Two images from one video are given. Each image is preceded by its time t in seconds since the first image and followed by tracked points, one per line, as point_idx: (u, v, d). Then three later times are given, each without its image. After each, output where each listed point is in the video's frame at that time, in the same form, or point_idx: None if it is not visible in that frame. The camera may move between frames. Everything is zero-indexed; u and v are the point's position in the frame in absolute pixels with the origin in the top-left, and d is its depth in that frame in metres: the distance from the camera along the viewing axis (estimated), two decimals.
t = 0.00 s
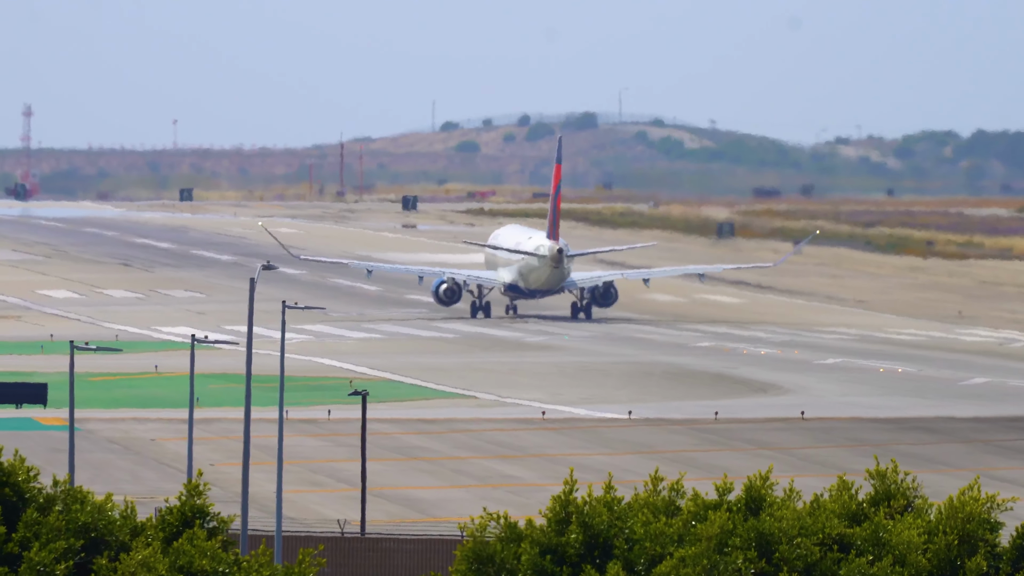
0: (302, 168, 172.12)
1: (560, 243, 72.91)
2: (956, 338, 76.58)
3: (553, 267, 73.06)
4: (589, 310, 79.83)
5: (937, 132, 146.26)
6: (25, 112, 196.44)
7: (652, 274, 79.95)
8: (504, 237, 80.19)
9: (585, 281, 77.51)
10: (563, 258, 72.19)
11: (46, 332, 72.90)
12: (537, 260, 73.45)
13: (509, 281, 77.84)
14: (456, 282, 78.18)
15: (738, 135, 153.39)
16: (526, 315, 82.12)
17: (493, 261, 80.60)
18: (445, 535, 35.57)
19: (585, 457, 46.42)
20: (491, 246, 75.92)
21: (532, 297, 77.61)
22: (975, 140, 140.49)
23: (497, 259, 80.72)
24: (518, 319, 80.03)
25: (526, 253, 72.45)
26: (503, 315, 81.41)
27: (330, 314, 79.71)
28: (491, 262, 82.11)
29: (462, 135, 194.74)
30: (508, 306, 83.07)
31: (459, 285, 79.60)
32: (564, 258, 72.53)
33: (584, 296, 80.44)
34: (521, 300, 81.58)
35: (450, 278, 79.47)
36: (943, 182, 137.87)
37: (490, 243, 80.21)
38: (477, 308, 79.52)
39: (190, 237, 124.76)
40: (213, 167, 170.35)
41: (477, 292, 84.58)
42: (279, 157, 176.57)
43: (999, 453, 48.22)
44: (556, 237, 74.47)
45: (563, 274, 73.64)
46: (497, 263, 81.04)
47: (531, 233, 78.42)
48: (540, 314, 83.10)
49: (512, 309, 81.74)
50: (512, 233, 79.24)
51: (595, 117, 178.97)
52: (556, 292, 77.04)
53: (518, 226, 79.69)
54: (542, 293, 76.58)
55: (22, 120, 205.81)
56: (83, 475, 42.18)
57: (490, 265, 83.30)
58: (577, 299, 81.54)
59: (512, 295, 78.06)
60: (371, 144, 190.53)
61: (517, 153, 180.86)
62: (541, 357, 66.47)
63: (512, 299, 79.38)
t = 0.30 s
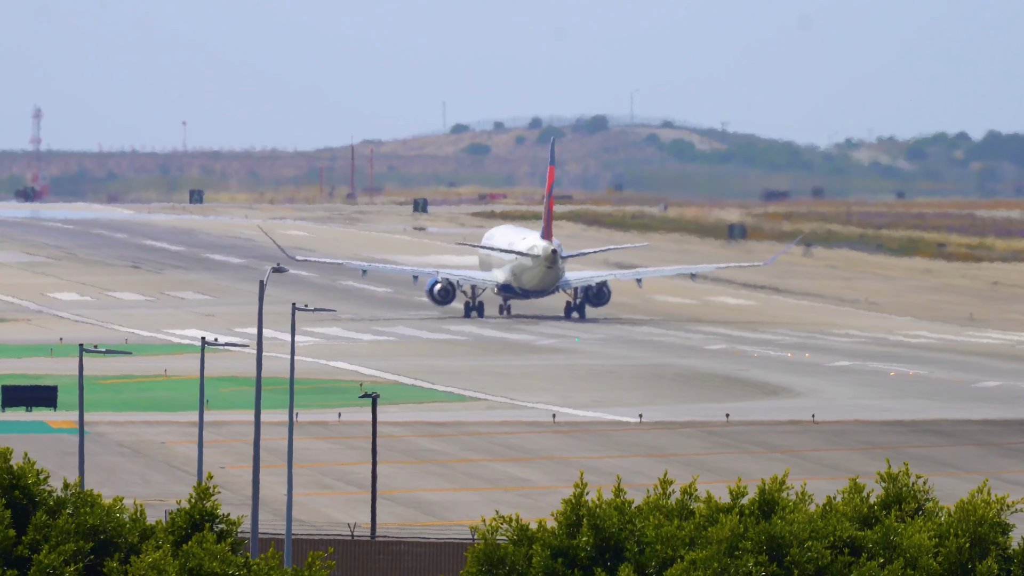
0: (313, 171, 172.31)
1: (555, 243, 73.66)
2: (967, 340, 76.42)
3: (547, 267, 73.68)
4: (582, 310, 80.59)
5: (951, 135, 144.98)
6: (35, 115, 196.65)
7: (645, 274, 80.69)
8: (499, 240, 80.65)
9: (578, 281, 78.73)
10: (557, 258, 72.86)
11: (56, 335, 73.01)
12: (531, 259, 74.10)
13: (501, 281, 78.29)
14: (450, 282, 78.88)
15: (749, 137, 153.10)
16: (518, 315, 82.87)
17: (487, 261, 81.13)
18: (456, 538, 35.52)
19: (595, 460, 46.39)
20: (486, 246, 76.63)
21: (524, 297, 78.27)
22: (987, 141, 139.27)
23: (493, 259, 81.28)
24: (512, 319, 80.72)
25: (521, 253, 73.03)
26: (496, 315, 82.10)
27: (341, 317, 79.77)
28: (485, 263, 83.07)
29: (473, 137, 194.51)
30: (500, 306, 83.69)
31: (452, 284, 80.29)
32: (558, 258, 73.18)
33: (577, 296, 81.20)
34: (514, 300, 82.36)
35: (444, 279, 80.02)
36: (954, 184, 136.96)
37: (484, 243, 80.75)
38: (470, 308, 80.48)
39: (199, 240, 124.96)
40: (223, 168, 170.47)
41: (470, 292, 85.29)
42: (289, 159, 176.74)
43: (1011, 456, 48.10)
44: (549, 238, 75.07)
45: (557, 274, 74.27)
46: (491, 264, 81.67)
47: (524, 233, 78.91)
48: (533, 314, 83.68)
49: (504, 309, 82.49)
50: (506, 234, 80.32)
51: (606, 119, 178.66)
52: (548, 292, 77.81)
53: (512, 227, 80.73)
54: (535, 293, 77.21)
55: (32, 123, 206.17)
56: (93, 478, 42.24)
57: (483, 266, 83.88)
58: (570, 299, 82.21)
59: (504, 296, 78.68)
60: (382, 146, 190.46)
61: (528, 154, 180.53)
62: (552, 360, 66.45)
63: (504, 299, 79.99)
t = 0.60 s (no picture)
0: (322, 173, 172.47)
1: (544, 244, 73.97)
2: (976, 343, 76.33)
3: (538, 267, 74.10)
4: (573, 310, 81.58)
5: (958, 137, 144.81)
6: (44, 116, 196.83)
7: (636, 276, 81.52)
8: (491, 237, 80.63)
9: (571, 281, 79.66)
10: (548, 259, 73.28)
11: (65, 338, 73.02)
12: (523, 260, 74.45)
13: (492, 281, 78.85)
14: (442, 282, 79.57)
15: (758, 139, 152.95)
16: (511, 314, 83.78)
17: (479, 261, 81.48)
18: (464, 540, 35.53)
19: (604, 462, 46.42)
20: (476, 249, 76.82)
21: (517, 297, 78.77)
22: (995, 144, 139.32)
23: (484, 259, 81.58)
24: (504, 319, 81.58)
25: (511, 254, 73.53)
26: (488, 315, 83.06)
27: (350, 319, 79.81)
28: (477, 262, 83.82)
29: (482, 139, 194.31)
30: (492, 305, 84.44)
31: (445, 284, 80.99)
32: (548, 259, 73.69)
33: (568, 296, 82.15)
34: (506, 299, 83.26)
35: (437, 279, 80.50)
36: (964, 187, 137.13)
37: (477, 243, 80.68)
38: (463, 307, 81.54)
39: (207, 242, 125.12)
40: (232, 170, 170.65)
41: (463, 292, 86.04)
42: (298, 162, 176.92)
43: (1020, 459, 48.07)
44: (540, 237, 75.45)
45: (547, 275, 74.82)
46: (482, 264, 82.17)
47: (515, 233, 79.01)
48: (526, 313, 84.64)
49: (496, 309, 83.39)
50: (496, 233, 80.33)
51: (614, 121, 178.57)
52: (541, 292, 78.33)
53: (499, 226, 80.65)
54: (527, 294, 77.69)
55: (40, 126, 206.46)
56: (102, 480, 42.34)
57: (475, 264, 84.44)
58: (562, 299, 83.13)
59: (495, 297, 79.13)
60: (390, 149, 190.55)
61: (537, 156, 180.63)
62: (560, 363, 66.50)
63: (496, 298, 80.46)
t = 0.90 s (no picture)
0: (333, 176, 172.93)
1: (538, 245, 75.39)
2: (986, 346, 76.26)
3: (530, 268, 75.35)
4: (566, 310, 82.74)
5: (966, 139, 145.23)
6: (54, 120, 197.25)
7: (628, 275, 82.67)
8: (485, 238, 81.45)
9: (563, 282, 80.85)
10: (541, 259, 74.64)
11: (75, 340, 73.19)
12: (516, 260, 75.69)
13: (486, 282, 79.65)
14: (437, 282, 80.44)
15: (767, 142, 152.93)
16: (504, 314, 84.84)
17: (472, 261, 82.48)
18: (473, 543, 35.60)
19: (614, 464, 46.48)
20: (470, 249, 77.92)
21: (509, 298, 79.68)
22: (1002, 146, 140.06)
23: (477, 259, 82.59)
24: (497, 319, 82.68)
25: (505, 254, 74.66)
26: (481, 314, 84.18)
27: (360, 322, 79.97)
28: (470, 263, 84.60)
29: (492, 142, 194.28)
30: (485, 304, 85.60)
31: (439, 284, 81.88)
32: (542, 259, 75.01)
33: (560, 296, 83.27)
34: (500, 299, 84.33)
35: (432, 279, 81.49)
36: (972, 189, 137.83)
37: (471, 244, 81.44)
38: (457, 307, 82.74)
39: (217, 245, 125.35)
40: (242, 173, 170.82)
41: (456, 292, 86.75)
42: (308, 164, 177.18)
43: None
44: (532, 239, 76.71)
45: (540, 275, 76.03)
46: (476, 264, 83.19)
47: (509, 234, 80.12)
48: (519, 314, 85.62)
49: (490, 309, 84.45)
50: (491, 234, 81.27)
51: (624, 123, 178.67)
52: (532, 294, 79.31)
53: (496, 228, 81.57)
54: (519, 295, 78.62)
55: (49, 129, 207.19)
56: (112, 483, 42.45)
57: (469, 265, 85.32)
58: (554, 298, 84.35)
59: (488, 296, 79.72)
60: (400, 151, 190.60)
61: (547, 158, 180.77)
62: (570, 365, 66.55)
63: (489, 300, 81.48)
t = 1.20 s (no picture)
0: (344, 179, 173.38)
1: (533, 245, 75.75)
2: (997, 348, 76.14)
3: (526, 267, 75.79)
4: (561, 310, 83.57)
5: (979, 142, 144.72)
6: (65, 123, 197.68)
7: (622, 275, 83.51)
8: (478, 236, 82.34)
9: (557, 280, 81.15)
10: (537, 259, 75.03)
11: (87, 342, 73.39)
12: (511, 260, 76.06)
13: (481, 281, 80.36)
14: (433, 282, 81.27)
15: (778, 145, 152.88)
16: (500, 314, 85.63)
17: (467, 261, 83.20)
18: (485, 545, 35.67)
19: (625, 466, 46.54)
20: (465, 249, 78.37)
21: (505, 296, 80.28)
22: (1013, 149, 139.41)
23: (472, 259, 83.31)
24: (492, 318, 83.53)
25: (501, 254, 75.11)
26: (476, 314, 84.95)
27: (372, 324, 80.15)
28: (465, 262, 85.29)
29: (503, 145, 194.34)
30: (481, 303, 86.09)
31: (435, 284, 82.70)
32: (536, 259, 75.37)
33: (555, 296, 84.12)
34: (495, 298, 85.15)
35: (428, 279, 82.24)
36: (983, 191, 137.40)
37: (467, 244, 82.13)
38: (453, 306, 83.64)
39: (229, 247, 125.72)
40: (254, 176, 171.32)
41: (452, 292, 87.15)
42: (320, 167, 177.48)
43: None
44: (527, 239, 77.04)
45: (535, 274, 76.51)
46: (471, 264, 83.96)
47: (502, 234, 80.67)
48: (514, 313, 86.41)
49: (485, 308, 85.24)
50: (486, 234, 81.75)
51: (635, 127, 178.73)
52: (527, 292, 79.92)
53: (490, 228, 81.92)
54: (515, 293, 79.19)
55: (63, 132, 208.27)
56: (125, 485, 42.58)
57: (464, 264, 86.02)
58: (549, 298, 85.03)
59: (484, 295, 80.58)
60: (412, 154, 190.82)
61: (558, 161, 180.99)
62: (582, 367, 66.61)
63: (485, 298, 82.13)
